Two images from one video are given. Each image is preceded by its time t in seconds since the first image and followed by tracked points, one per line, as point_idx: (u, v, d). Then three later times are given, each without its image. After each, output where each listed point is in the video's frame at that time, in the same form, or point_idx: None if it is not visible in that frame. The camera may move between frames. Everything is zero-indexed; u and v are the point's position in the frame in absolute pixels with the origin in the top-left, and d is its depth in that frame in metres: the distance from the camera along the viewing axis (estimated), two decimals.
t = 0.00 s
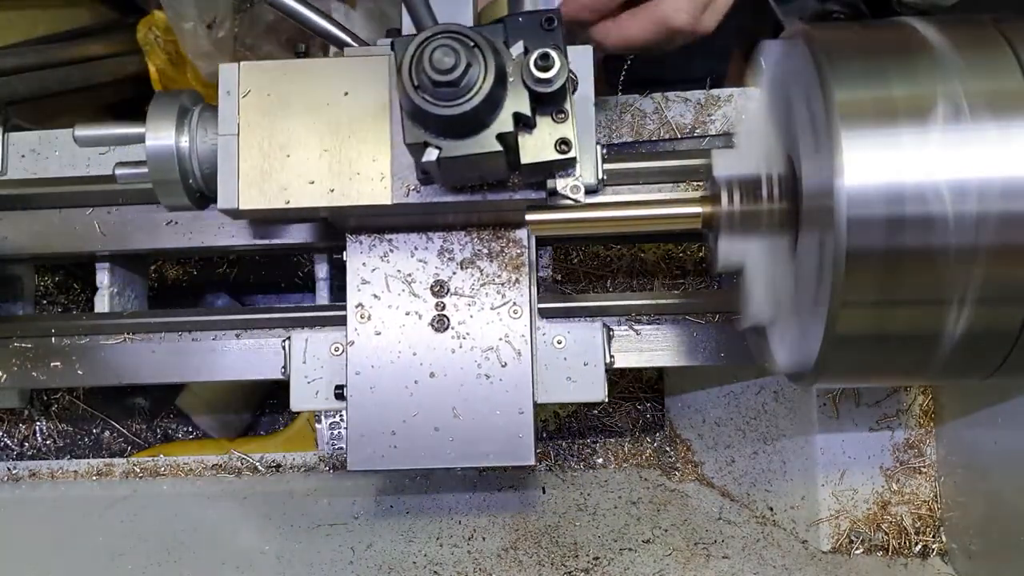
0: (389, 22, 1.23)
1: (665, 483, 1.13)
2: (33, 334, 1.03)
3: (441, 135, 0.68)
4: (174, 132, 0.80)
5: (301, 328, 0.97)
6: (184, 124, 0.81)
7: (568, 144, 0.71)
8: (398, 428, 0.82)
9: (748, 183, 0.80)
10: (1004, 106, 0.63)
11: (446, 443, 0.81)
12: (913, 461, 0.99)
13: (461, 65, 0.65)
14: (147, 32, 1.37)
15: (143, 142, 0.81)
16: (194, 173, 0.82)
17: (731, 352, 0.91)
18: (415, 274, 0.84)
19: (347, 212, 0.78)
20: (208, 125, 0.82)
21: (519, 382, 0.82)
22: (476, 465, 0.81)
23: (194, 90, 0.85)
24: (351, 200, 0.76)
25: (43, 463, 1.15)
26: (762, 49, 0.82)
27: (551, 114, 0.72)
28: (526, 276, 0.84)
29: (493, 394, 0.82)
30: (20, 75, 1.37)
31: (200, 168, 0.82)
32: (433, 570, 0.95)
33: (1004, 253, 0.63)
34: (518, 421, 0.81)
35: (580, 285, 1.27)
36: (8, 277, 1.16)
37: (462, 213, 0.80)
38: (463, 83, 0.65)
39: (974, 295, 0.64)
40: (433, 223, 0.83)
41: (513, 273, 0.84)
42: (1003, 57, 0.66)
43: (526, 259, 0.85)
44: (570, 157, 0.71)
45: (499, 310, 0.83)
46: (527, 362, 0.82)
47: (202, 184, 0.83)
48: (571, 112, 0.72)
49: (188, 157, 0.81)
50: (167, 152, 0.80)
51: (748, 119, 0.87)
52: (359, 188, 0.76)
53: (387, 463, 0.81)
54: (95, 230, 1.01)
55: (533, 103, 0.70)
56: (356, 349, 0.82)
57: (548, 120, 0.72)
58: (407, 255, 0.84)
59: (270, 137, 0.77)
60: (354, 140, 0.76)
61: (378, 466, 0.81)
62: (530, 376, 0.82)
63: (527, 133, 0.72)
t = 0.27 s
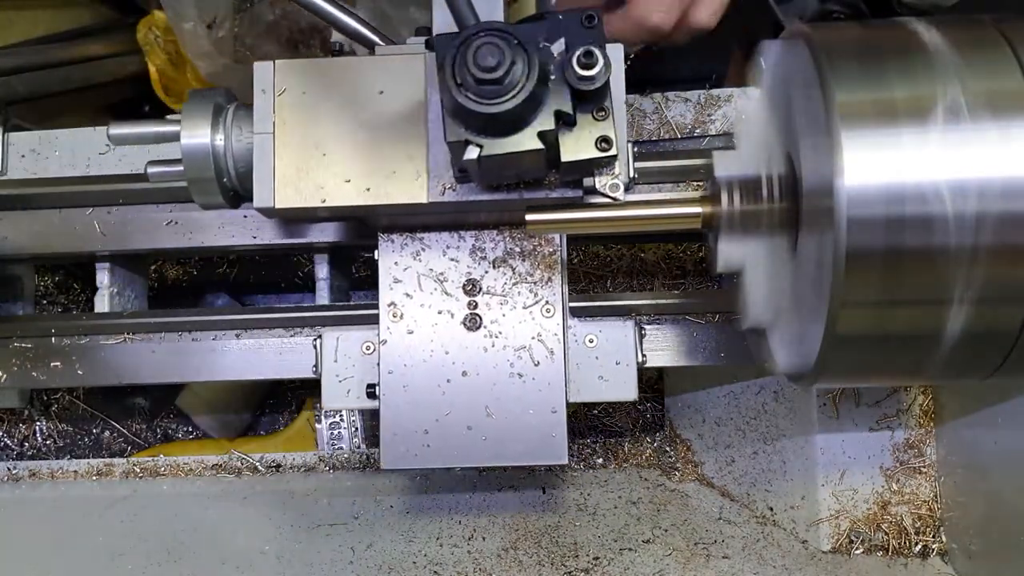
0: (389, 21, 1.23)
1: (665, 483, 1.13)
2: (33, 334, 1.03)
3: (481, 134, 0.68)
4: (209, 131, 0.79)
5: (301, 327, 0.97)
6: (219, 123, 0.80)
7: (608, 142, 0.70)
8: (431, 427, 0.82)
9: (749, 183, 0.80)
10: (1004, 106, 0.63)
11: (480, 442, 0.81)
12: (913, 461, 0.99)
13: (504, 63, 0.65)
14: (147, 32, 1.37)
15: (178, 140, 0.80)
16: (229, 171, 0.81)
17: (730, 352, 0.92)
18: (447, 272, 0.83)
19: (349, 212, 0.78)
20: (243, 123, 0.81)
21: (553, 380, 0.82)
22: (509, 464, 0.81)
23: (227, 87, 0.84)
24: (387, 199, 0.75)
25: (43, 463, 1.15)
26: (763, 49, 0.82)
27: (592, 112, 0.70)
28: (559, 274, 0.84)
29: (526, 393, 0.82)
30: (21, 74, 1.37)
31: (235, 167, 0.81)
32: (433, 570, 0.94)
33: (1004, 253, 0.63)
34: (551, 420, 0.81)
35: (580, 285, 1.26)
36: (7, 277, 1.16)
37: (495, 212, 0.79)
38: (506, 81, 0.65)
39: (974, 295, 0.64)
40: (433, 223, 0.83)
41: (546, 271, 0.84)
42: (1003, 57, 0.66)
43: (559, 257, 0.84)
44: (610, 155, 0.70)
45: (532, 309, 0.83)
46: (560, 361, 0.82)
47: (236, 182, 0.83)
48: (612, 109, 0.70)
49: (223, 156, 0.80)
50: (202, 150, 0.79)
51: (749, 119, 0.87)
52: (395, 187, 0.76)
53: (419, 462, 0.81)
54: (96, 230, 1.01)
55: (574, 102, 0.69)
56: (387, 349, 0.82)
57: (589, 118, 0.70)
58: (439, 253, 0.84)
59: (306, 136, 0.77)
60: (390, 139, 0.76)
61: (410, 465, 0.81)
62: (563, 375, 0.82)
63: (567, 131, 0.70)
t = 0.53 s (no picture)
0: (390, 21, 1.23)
1: (665, 483, 1.13)
2: (33, 334, 1.03)
3: (521, 132, 0.69)
4: (243, 129, 0.80)
5: (301, 328, 0.97)
6: (253, 120, 0.81)
7: (647, 140, 0.70)
8: (461, 426, 0.82)
9: (748, 184, 0.80)
10: (1003, 106, 0.63)
11: (511, 441, 0.82)
12: (914, 461, 0.99)
13: (547, 62, 0.65)
14: (146, 32, 1.37)
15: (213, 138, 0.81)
16: (263, 169, 0.82)
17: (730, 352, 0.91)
18: (478, 271, 0.84)
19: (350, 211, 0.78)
20: (276, 121, 0.82)
21: (585, 380, 0.82)
22: (540, 463, 0.82)
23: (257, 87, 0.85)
24: (421, 198, 0.76)
25: (43, 464, 1.15)
26: (763, 49, 0.82)
27: (632, 109, 0.71)
28: (591, 273, 0.84)
29: (558, 393, 0.82)
30: (21, 75, 1.37)
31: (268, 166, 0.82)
32: (433, 570, 0.94)
33: (1004, 253, 0.63)
34: (582, 419, 0.82)
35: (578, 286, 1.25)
36: (7, 277, 1.16)
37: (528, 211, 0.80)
38: (549, 79, 0.66)
39: (974, 295, 0.64)
40: (434, 223, 0.83)
41: (577, 271, 0.84)
42: (1003, 57, 0.66)
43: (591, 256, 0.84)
44: (649, 152, 0.70)
45: (564, 308, 0.83)
46: (592, 360, 0.82)
47: (269, 181, 0.84)
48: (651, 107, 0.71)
49: (257, 153, 0.81)
50: (236, 148, 0.80)
51: (749, 118, 0.86)
52: (430, 186, 0.76)
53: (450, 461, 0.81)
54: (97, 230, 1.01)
55: (614, 99, 0.70)
56: (419, 347, 0.83)
57: (629, 116, 0.71)
58: (470, 252, 0.84)
59: (339, 135, 0.76)
60: (424, 138, 0.76)
61: (440, 464, 0.81)
62: (593, 374, 0.82)
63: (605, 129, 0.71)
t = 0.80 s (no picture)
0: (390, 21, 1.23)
1: (665, 483, 1.12)
2: (33, 334, 1.03)
3: (544, 130, 0.69)
4: (262, 129, 0.81)
5: (302, 328, 0.97)
6: (272, 120, 0.82)
7: (669, 138, 0.70)
8: (479, 425, 0.82)
9: (749, 185, 0.80)
10: (1003, 106, 0.63)
11: (530, 440, 0.82)
12: (913, 462, 0.99)
13: (570, 60, 0.66)
14: (147, 32, 1.37)
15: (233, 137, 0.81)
16: (281, 169, 0.83)
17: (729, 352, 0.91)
18: (495, 271, 0.84)
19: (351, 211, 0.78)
20: (295, 121, 0.82)
21: (604, 379, 0.82)
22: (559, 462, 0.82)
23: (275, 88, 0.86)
24: (440, 197, 0.76)
25: (43, 463, 1.15)
26: (763, 49, 0.82)
27: (653, 108, 0.71)
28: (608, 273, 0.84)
29: (576, 393, 0.82)
30: (21, 74, 1.37)
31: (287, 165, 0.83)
32: (433, 570, 0.94)
33: (1004, 253, 0.63)
34: (601, 419, 0.82)
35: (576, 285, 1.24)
36: (7, 277, 1.16)
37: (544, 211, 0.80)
38: (572, 77, 0.66)
39: (973, 296, 0.64)
40: (436, 223, 0.83)
41: (595, 270, 0.84)
42: (1002, 57, 0.66)
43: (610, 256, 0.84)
44: (671, 151, 0.70)
45: (582, 308, 0.83)
46: (611, 360, 0.83)
47: (287, 180, 0.84)
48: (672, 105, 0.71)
49: (276, 153, 0.82)
50: (255, 148, 0.81)
51: (749, 118, 0.86)
52: (449, 185, 0.76)
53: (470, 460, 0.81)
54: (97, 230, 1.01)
55: (636, 98, 0.70)
56: (437, 347, 0.82)
57: (650, 114, 0.71)
58: (488, 251, 0.84)
59: (359, 134, 0.77)
60: (444, 137, 0.76)
61: (459, 464, 0.81)
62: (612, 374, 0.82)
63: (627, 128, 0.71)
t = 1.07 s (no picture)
0: (389, 21, 1.23)
1: (666, 483, 1.14)
2: (33, 334, 1.03)
3: (475, 132, 0.69)
4: (204, 131, 0.81)
5: (301, 328, 0.97)
6: (214, 123, 0.82)
7: (602, 143, 0.72)
8: (426, 426, 0.82)
9: (748, 184, 0.80)
10: (1003, 106, 0.63)
11: (475, 441, 0.82)
12: (913, 461, 0.99)
13: (499, 64, 0.66)
14: (147, 32, 1.37)
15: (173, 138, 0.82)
16: (224, 171, 0.83)
17: (730, 352, 0.91)
18: (443, 273, 0.84)
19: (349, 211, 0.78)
20: (238, 123, 0.83)
21: (550, 381, 0.82)
22: (504, 463, 0.82)
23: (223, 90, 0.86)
24: (381, 200, 0.76)
25: (43, 463, 1.15)
26: (763, 49, 0.82)
27: (587, 112, 0.72)
28: (556, 274, 0.84)
29: (523, 393, 0.82)
30: (20, 74, 1.37)
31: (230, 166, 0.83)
32: (433, 570, 0.94)
33: (1004, 253, 0.63)
34: (547, 420, 0.82)
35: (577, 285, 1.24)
36: (7, 277, 1.16)
37: (489, 212, 0.80)
38: (502, 81, 0.66)
39: (972, 295, 0.64)
40: (433, 222, 0.83)
41: (543, 272, 0.84)
42: (1002, 57, 0.66)
43: (557, 258, 0.84)
44: (604, 155, 0.71)
45: (529, 310, 0.83)
46: (557, 361, 0.83)
47: (231, 182, 0.84)
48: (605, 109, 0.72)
49: (218, 155, 0.82)
50: (197, 150, 0.81)
51: (749, 119, 0.87)
52: (391, 187, 0.76)
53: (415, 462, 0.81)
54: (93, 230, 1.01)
55: (569, 101, 0.71)
56: (384, 349, 0.82)
57: (584, 118, 0.72)
58: (436, 252, 0.84)
59: (302, 136, 0.77)
60: (384, 139, 0.76)
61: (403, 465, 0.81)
62: (558, 375, 0.82)
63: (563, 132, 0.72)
